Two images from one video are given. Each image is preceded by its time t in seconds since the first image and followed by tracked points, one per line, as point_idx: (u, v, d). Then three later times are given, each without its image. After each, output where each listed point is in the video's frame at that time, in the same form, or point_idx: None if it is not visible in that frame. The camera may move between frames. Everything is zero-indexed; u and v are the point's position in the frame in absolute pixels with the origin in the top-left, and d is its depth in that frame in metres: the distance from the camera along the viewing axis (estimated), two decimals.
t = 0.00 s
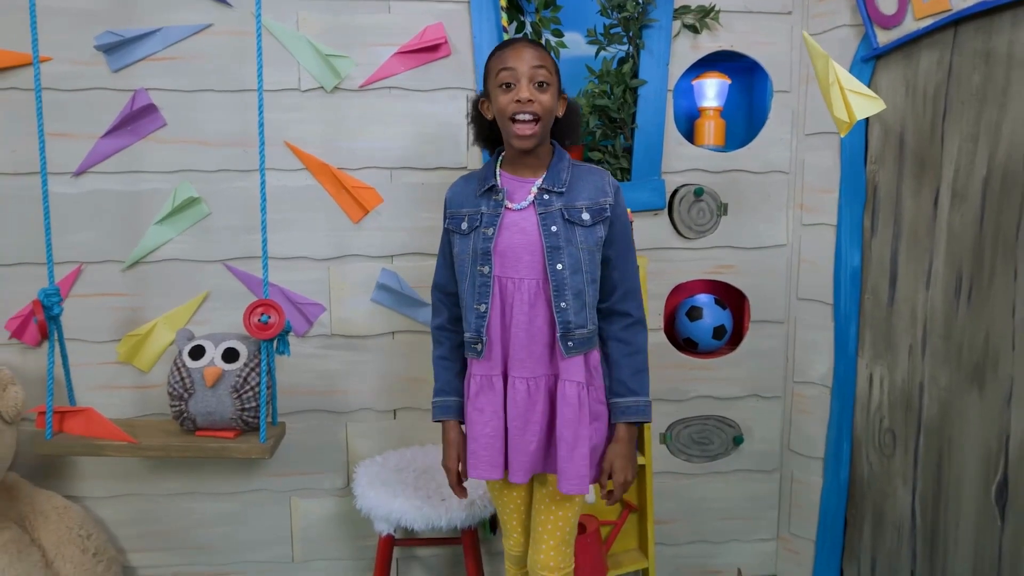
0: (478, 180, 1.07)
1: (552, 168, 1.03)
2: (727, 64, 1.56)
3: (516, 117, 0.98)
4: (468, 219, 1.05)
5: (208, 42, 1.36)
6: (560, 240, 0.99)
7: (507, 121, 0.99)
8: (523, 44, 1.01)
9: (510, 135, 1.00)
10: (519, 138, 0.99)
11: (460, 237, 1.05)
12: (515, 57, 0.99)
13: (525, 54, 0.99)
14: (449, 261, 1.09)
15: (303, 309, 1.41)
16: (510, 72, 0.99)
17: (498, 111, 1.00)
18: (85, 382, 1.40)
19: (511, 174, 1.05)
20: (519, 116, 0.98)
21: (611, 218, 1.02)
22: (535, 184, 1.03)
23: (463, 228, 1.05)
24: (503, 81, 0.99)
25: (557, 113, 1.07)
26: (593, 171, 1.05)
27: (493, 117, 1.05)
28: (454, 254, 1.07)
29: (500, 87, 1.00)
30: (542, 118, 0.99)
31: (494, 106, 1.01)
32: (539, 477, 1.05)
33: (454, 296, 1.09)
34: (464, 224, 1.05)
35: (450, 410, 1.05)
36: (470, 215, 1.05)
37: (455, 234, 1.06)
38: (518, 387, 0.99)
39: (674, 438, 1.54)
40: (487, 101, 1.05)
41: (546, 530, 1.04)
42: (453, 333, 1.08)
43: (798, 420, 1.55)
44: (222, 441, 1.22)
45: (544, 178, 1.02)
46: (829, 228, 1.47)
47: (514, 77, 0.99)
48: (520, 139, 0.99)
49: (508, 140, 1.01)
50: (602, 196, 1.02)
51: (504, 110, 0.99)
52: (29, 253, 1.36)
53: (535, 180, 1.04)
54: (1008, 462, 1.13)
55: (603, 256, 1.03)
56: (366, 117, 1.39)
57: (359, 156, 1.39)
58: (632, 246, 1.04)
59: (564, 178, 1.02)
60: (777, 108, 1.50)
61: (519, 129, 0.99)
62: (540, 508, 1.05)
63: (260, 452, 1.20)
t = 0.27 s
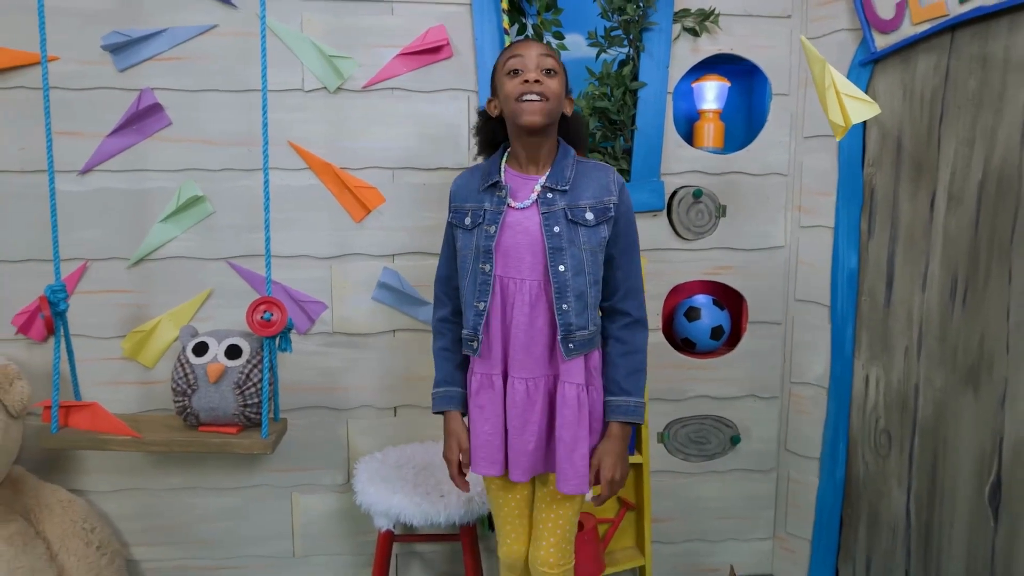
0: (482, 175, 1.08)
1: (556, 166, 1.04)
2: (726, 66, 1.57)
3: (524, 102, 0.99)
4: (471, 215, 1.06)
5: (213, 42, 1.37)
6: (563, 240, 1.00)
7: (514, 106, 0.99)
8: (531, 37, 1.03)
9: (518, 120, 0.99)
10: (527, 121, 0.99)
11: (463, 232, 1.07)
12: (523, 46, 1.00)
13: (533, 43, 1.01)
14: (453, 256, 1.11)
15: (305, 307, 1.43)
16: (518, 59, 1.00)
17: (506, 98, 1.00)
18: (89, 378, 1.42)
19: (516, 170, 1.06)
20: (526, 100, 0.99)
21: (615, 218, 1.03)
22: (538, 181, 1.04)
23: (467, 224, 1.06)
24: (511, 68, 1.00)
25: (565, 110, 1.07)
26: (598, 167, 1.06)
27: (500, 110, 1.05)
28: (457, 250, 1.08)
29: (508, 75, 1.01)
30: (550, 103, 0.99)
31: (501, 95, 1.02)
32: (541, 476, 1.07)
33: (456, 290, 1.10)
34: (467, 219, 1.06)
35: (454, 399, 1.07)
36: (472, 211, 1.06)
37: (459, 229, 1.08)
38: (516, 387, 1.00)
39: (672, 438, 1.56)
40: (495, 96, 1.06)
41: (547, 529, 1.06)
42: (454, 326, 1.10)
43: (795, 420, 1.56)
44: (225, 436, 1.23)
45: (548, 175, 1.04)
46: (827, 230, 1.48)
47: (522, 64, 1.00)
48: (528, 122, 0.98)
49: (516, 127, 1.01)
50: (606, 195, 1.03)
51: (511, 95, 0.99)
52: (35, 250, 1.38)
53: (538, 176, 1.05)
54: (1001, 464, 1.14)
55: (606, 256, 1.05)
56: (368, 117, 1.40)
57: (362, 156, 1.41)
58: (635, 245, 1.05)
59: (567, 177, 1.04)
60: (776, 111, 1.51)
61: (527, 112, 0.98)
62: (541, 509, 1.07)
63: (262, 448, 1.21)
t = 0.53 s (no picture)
0: (489, 175, 1.07)
1: (566, 171, 1.06)
2: (724, 66, 1.58)
3: (528, 106, 1.00)
4: (477, 216, 1.05)
5: (216, 45, 1.39)
6: (576, 247, 1.01)
7: (518, 111, 1.01)
8: (533, 39, 1.03)
9: (522, 124, 1.01)
10: (531, 125, 1.00)
11: (468, 233, 1.06)
12: (525, 50, 1.01)
13: (535, 45, 1.02)
14: (453, 255, 1.10)
15: (307, 307, 1.44)
16: (520, 63, 1.01)
17: (510, 103, 1.02)
18: (95, 377, 1.44)
19: (525, 172, 1.07)
20: (530, 104, 1.00)
21: (623, 224, 1.06)
22: (549, 185, 1.05)
23: (473, 225, 1.05)
24: (514, 73, 1.01)
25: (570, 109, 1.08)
26: (606, 173, 1.08)
27: (506, 114, 1.06)
28: (461, 250, 1.07)
29: (511, 79, 1.02)
30: (553, 106, 1.00)
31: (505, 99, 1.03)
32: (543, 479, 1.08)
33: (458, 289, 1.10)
34: (473, 220, 1.06)
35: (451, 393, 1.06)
36: (480, 212, 1.05)
37: (464, 230, 1.06)
38: (527, 392, 1.01)
39: (672, 435, 1.57)
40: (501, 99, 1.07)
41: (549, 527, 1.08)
42: (456, 322, 1.10)
43: (794, 417, 1.57)
44: (229, 434, 1.25)
45: (559, 180, 1.04)
46: (825, 229, 1.49)
47: (524, 68, 1.01)
48: (532, 126, 1.00)
49: (521, 131, 1.03)
50: (615, 202, 1.06)
51: (514, 100, 1.01)
52: (41, 251, 1.40)
53: (548, 181, 1.06)
54: (997, 459, 1.15)
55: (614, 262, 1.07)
56: (369, 119, 1.42)
57: (363, 157, 1.43)
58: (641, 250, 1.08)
59: (578, 183, 1.05)
60: (773, 110, 1.52)
61: (531, 117, 1.00)
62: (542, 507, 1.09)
63: (266, 445, 1.23)
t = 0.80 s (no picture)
0: (477, 173, 1.07)
1: (554, 170, 1.07)
2: (722, 67, 1.60)
3: (514, 112, 1.01)
4: (466, 213, 1.05)
5: (220, 47, 1.41)
6: (565, 244, 1.02)
7: (505, 116, 1.02)
8: (518, 40, 1.03)
9: (509, 129, 1.03)
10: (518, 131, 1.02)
11: (456, 230, 1.06)
12: (511, 53, 1.02)
13: (520, 48, 1.02)
14: (440, 254, 1.09)
15: (310, 304, 1.47)
16: (506, 67, 1.02)
17: (496, 107, 1.03)
18: (102, 374, 1.46)
19: (513, 169, 1.07)
20: (516, 110, 1.01)
21: (611, 222, 1.07)
22: (538, 182, 1.06)
23: (461, 221, 1.05)
24: (500, 76, 1.02)
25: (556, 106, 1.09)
26: (594, 173, 1.10)
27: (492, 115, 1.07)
28: (448, 248, 1.06)
29: (497, 83, 1.03)
30: (539, 111, 1.02)
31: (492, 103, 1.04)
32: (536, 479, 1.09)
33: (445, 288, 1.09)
34: (461, 217, 1.05)
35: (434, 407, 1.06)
36: (468, 208, 1.05)
37: (451, 227, 1.06)
38: (516, 389, 1.02)
39: (670, 431, 1.59)
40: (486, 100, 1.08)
41: (538, 527, 1.10)
42: (442, 327, 1.09)
43: (791, 413, 1.59)
44: (233, 429, 1.27)
45: (548, 178, 1.06)
46: (821, 227, 1.51)
47: (510, 72, 1.01)
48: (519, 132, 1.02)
49: (508, 135, 1.04)
50: (604, 200, 1.07)
51: (501, 105, 1.02)
52: (50, 250, 1.43)
53: (537, 178, 1.07)
54: (991, 454, 1.17)
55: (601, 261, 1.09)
56: (371, 119, 1.44)
57: (365, 157, 1.45)
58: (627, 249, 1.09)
59: (567, 181, 1.06)
60: (770, 110, 1.54)
61: (518, 123, 1.01)
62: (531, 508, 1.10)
63: (270, 440, 1.25)
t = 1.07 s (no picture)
0: (436, 169, 1.06)
1: (512, 169, 1.03)
2: (717, 66, 1.62)
3: (474, 114, 0.99)
4: (422, 208, 1.04)
5: (225, 48, 1.44)
6: (517, 241, 0.99)
7: (464, 118, 1.00)
8: (480, 38, 1.00)
9: (467, 131, 1.00)
10: (478, 134, 1.00)
11: (412, 225, 1.04)
12: (471, 53, 0.99)
13: (481, 48, 0.99)
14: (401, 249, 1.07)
15: (313, 300, 1.49)
16: (466, 68, 0.99)
17: (455, 108, 1.01)
18: (109, 368, 1.49)
19: (473, 168, 1.05)
20: (476, 112, 0.99)
21: (569, 221, 1.02)
22: (494, 180, 1.03)
23: (417, 217, 1.04)
24: (460, 77, 0.99)
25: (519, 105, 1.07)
26: (554, 171, 1.05)
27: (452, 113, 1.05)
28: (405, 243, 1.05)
29: (456, 83, 1.00)
30: (500, 113, 1.00)
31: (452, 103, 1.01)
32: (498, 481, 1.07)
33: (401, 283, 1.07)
34: (417, 212, 1.04)
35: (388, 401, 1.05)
36: (424, 204, 1.04)
37: (408, 222, 1.04)
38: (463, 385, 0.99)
39: (666, 424, 1.61)
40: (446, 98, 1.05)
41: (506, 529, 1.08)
42: (397, 321, 1.07)
43: (786, 407, 1.61)
44: (238, 421, 1.30)
45: (505, 175, 1.03)
46: (815, 223, 1.53)
47: (470, 73, 0.99)
48: (478, 135, 1.00)
49: (467, 137, 1.02)
50: (562, 199, 1.03)
51: (461, 107, 1.00)
52: (58, 246, 1.46)
53: (494, 176, 1.04)
54: (980, 446, 1.20)
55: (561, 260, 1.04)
56: (372, 118, 1.47)
57: (367, 155, 1.48)
58: (587, 250, 1.04)
59: (524, 178, 1.03)
60: (765, 108, 1.56)
61: (477, 126, 0.99)
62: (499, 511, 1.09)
63: (273, 431, 1.28)
